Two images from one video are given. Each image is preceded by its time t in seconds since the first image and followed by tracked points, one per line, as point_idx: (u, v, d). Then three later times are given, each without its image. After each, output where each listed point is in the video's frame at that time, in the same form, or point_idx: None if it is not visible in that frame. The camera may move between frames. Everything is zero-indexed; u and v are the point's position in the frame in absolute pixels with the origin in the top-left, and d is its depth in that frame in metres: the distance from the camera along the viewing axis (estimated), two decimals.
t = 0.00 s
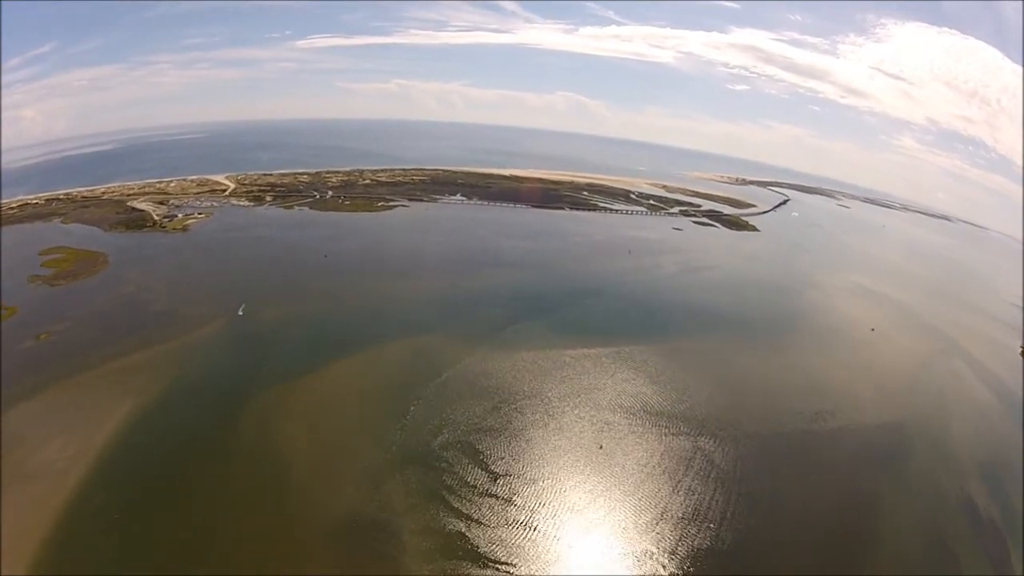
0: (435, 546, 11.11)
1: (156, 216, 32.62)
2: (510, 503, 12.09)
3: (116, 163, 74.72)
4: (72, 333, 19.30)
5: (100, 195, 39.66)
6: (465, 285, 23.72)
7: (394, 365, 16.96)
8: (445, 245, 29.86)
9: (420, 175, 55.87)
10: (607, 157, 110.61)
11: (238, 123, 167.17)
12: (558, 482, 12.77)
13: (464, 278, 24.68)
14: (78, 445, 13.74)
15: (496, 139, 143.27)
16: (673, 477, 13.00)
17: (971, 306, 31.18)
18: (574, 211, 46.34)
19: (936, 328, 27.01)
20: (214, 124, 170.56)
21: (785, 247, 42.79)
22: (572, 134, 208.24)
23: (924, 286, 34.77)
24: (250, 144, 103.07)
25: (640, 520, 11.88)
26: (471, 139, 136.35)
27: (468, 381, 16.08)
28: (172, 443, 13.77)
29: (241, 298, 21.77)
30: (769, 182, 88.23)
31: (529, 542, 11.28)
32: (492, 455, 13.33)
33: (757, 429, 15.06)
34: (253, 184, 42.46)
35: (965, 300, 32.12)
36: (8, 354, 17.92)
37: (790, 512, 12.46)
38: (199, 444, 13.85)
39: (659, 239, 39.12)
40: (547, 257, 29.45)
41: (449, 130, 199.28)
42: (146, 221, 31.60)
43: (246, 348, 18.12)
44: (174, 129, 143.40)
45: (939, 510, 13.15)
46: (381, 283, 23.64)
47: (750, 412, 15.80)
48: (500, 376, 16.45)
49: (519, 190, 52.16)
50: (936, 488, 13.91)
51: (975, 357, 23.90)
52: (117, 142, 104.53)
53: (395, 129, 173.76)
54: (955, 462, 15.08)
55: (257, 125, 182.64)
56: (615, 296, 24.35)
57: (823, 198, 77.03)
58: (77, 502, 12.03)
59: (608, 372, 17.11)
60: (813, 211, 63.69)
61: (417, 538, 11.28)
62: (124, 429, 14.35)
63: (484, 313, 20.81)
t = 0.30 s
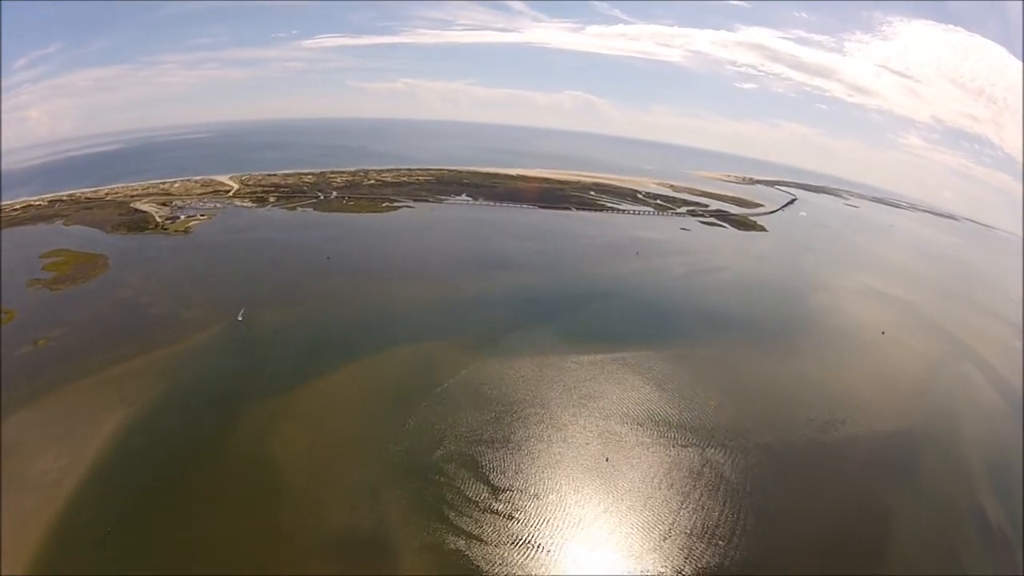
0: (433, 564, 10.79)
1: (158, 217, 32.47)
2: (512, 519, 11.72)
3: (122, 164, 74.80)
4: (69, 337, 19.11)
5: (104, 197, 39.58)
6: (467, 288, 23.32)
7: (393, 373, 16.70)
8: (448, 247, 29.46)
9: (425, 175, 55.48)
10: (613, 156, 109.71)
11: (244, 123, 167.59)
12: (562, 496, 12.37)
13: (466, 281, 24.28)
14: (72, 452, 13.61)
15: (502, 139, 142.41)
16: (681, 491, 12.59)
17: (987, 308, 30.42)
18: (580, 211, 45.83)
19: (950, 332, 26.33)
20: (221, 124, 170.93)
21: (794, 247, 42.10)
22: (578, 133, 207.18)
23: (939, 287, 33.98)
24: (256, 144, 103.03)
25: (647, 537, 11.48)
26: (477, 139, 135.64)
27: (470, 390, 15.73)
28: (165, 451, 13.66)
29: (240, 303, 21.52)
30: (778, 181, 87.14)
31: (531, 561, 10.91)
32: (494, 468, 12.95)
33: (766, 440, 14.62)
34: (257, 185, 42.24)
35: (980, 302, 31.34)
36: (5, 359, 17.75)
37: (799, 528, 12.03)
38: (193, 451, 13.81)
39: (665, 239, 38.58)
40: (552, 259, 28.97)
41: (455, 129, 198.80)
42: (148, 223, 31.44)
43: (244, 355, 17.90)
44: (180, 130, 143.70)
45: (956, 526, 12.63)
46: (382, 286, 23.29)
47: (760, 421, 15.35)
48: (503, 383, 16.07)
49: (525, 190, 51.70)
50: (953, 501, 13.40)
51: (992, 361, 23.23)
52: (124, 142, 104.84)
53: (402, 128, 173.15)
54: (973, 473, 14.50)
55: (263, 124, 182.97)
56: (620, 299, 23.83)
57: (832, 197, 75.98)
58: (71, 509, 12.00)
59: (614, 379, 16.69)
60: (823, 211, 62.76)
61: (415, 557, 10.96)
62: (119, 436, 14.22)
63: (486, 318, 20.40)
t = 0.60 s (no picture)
0: None
1: (158, 220, 32.26)
2: (510, 536, 11.37)
3: (124, 166, 74.74)
4: (66, 342, 18.88)
5: (104, 199, 39.41)
6: (467, 292, 23.03)
7: (393, 380, 16.41)
8: (449, 249, 29.16)
9: (427, 176, 55.21)
10: (616, 156, 109.18)
11: (248, 125, 167.69)
12: (562, 512, 12.02)
13: (467, 284, 23.99)
14: (68, 457, 13.44)
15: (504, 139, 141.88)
16: (685, 507, 12.20)
17: (997, 311, 29.91)
18: (583, 213, 45.48)
19: (959, 336, 25.88)
20: (224, 125, 171.06)
21: (800, 248, 41.64)
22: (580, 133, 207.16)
23: (947, 289, 33.48)
24: (258, 145, 102.91)
25: (650, 555, 11.10)
26: (479, 140, 135.19)
27: (469, 400, 15.41)
28: (161, 457, 13.44)
29: (238, 307, 21.27)
30: (782, 181, 86.57)
31: None
32: (492, 483, 12.62)
33: (775, 452, 14.23)
34: (258, 187, 42.05)
35: (989, 304, 30.83)
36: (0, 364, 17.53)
37: (808, 546, 11.58)
38: (191, 454, 13.62)
39: (669, 241, 38.19)
40: (554, 262, 28.60)
41: (458, 129, 198.48)
42: (148, 225, 31.25)
43: (241, 361, 17.63)
44: (184, 132, 143.83)
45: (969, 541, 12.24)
46: (382, 290, 23.00)
47: (767, 430, 14.98)
48: (504, 393, 15.76)
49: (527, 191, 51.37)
50: (966, 514, 13.00)
51: (1002, 366, 22.78)
52: (127, 144, 104.96)
53: (404, 129, 172.90)
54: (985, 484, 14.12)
55: (266, 126, 183.07)
56: (624, 303, 23.44)
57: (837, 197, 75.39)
58: (67, 513, 11.81)
59: (617, 389, 16.32)
60: (828, 211, 62.22)
61: None
62: (116, 443, 14.01)
63: (487, 323, 20.07)
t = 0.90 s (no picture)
0: None
1: (155, 221, 32.03)
2: (504, 554, 11.07)
3: (124, 165, 74.47)
4: (57, 346, 18.67)
5: (101, 200, 39.19)
6: (464, 296, 22.75)
7: (387, 388, 16.16)
8: (447, 252, 28.91)
9: (426, 177, 54.97)
10: (617, 157, 108.82)
11: (248, 125, 167.43)
12: (559, 527, 11.73)
13: (464, 288, 23.73)
14: (59, 462, 13.39)
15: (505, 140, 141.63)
16: (685, 522, 11.89)
17: (1000, 314, 29.61)
18: (582, 215, 45.20)
19: (961, 341, 25.60)
20: (224, 125, 170.81)
21: (801, 251, 41.31)
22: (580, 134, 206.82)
23: (950, 291, 33.15)
24: (258, 145, 102.64)
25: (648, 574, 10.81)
26: (480, 141, 134.84)
27: (463, 409, 15.12)
28: (151, 463, 13.39)
29: (232, 311, 21.02)
30: (783, 183, 86.26)
31: None
32: (486, 496, 12.32)
33: (778, 463, 13.93)
34: (255, 188, 41.78)
35: (993, 308, 30.52)
36: None
37: (810, 557, 11.38)
38: (182, 461, 13.58)
39: (669, 243, 37.89)
40: (553, 265, 28.32)
41: (458, 130, 198.17)
42: (143, 227, 30.98)
43: (233, 367, 17.42)
44: (184, 132, 143.55)
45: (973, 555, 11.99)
46: (378, 295, 22.74)
47: (768, 440, 14.69)
48: (500, 401, 15.48)
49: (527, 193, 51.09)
50: (972, 528, 12.71)
51: (1006, 373, 22.49)
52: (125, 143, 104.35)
53: (405, 130, 172.58)
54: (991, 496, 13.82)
55: (267, 126, 182.85)
56: (623, 308, 23.16)
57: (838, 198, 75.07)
58: (59, 515, 11.90)
59: (616, 397, 16.01)
60: (830, 213, 61.92)
61: None
62: (107, 451, 13.92)
63: (484, 328, 19.82)
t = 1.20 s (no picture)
0: None
1: (149, 223, 31.70)
2: (498, 571, 10.80)
3: (121, 166, 74.02)
4: (46, 351, 18.34)
5: (96, 202, 38.84)
6: (461, 300, 22.50)
7: (380, 397, 15.84)
8: (444, 254, 28.67)
9: (425, 179, 54.71)
10: (616, 158, 108.40)
11: (247, 126, 167.11)
12: (555, 542, 11.45)
13: (461, 291, 23.47)
14: (51, 467, 13.35)
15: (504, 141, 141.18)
16: (685, 537, 11.60)
17: (1004, 316, 29.33)
18: (581, 216, 44.95)
19: (964, 344, 25.35)
20: (223, 125, 170.31)
21: (802, 253, 41.04)
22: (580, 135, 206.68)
23: (952, 293, 32.87)
24: (256, 146, 102.27)
25: None
26: (479, 141, 134.19)
27: (459, 418, 14.84)
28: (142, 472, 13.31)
29: (224, 316, 20.69)
30: (783, 184, 85.99)
31: None
32: (480, 510, 12.06)
33: (781, 473, 13.62)
34: (252, 190, 41.52)
35: (996, 310, 30.24)
36: None
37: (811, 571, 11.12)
38: (167, 474, 13.39)
39: (668, 245, 37.67)
40: (551, 268, 27.96)
41: (457, 131, 197.94)
42: (138, 229, 30.74)
43: (224, 376, 17.10)
44: (183, 133, 143.04)
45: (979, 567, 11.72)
46: (373, 298, 22.51)
47: (770, 451, 14.37)
48: (495, 410, 15.18)
49: (526, 194, 50.84)
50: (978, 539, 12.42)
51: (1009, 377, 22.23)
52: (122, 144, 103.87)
53: (404, 131, 172.19)
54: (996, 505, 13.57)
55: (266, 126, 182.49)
56: (622, 312, 22.79)
57: (838, 200, 74.84)
58: (45, 527, 11.79)
59: (614, 406, 15.69)
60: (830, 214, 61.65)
61: None
62: (94, 462, 13.65)
63: (480, 334, 19.44)
